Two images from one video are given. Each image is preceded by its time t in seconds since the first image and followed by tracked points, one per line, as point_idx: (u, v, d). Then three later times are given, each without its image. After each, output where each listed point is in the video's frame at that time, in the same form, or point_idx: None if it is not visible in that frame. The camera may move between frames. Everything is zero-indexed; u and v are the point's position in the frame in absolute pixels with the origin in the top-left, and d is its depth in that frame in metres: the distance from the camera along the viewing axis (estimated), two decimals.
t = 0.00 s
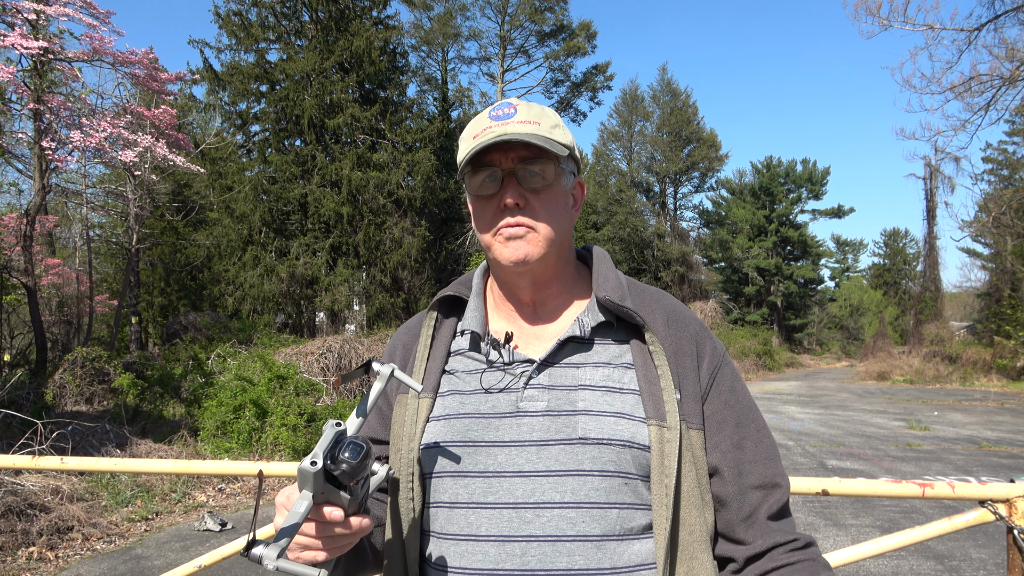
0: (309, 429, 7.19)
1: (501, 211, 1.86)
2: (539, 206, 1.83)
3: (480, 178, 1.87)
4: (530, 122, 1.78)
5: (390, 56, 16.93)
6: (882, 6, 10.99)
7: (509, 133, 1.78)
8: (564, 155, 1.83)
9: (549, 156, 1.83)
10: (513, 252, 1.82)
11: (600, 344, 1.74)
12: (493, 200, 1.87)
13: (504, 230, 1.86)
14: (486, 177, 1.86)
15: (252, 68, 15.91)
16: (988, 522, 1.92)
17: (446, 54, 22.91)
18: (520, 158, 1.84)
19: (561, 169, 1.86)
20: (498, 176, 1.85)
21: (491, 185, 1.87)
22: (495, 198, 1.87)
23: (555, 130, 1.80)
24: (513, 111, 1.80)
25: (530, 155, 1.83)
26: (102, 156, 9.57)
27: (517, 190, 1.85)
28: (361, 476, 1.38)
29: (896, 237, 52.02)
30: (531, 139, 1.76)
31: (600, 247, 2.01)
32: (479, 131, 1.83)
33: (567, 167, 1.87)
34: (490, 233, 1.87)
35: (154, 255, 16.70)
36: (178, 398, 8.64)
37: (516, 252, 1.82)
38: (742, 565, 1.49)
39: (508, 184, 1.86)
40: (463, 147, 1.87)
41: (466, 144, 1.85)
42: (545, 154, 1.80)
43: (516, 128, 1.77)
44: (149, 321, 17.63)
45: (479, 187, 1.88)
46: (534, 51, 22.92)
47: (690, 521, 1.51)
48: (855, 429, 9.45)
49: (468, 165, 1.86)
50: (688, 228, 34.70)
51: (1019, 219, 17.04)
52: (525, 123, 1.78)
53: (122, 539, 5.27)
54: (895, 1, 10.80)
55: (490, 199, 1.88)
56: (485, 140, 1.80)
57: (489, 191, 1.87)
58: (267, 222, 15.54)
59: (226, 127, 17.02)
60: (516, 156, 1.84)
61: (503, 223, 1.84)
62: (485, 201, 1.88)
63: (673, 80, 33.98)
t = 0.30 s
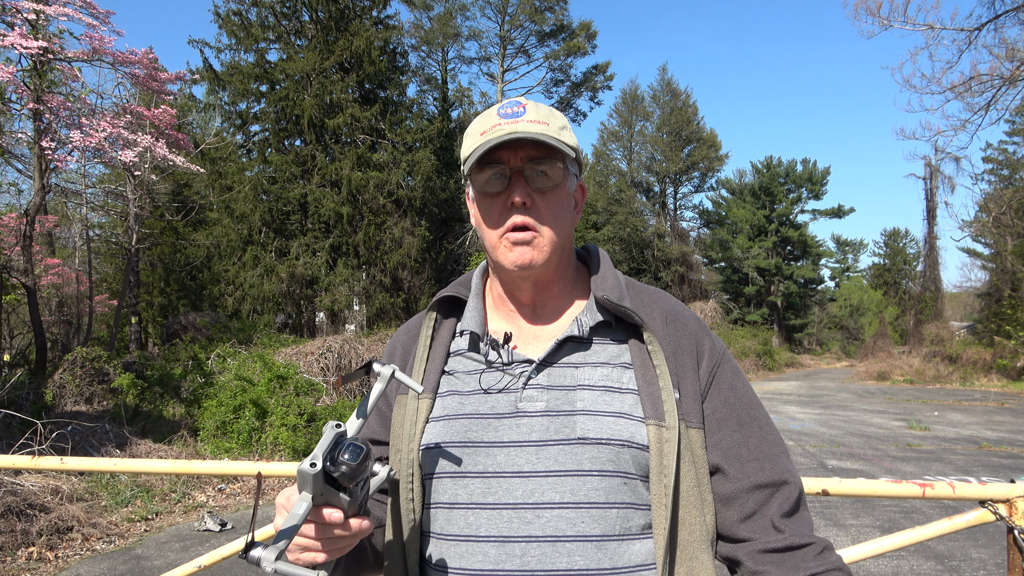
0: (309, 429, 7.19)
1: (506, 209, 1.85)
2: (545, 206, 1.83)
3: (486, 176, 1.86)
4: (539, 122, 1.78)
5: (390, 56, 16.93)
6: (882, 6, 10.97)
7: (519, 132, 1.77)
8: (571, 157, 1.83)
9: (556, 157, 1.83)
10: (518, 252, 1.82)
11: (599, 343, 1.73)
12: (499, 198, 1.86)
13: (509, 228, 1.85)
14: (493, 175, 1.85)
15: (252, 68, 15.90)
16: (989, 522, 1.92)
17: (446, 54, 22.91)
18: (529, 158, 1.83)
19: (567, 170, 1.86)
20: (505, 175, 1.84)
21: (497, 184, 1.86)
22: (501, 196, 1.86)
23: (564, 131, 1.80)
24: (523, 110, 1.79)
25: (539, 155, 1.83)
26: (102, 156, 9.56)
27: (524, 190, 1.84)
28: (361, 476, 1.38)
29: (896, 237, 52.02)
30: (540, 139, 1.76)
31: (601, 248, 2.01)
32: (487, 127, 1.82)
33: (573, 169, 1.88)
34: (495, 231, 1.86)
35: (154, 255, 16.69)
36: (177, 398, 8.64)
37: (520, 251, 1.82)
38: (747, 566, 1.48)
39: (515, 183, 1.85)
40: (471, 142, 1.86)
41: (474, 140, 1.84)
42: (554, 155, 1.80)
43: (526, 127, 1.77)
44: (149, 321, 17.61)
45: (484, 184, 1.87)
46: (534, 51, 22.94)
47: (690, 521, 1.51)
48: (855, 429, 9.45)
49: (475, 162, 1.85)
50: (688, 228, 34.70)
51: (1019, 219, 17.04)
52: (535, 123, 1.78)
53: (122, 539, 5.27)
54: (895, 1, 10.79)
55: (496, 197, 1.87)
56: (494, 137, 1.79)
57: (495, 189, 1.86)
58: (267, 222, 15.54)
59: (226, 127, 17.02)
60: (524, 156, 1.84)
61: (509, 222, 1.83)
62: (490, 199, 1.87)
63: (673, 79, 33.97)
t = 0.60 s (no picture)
0: (309, 429, 7.19)
1: (503, 211, 1.86)
2: (543, 208, 1.84)
3: (483, 178, 1.87)
4: (537, 124, 1.78)
5: (390, 56, 16.93)
6: (882, 6, 10.97)
7: (516, 134, 1.78)
8: (569, 159, 1.84)
9: (554, 159, 1.83)
10: (514, 254, 1.83)
11: (599, 344, 1.74)
12: (496, 200, 1.87)
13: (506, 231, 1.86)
14: (490, 177, 1.86)
15: (252, 68, 15.90)
16: (988, 521, 1.92)
17: (446, 54, 22.92)
18: (526, 159, 1.83)
19: (564, 172, 1.86)
20: (502, 177, 1.85)
21: (494, 185, 1.86)
22: (498, 198, 1.87)
23: (562, 132, 1.80)
24: (520, 112, 1.79)
25: (535, 157, 1.83)
26: (102, 156, 9.57)
27: (520, 192, 1.85)
28: (357, 482, 1.38)
29: (896, 237, 51.99)
30: (537, 141, 1.77)
31: (601, 249, 2.02)
32: (484, 129, 1.82)
33: (570, 171, 1.88)
34: (493, 233, 1.87)
35: (154, 255, 16.69)
36: (178, 398, 8.64)
37: (517, 253, 1.83)
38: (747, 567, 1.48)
39: (512, 185, 1.85)
40: (469, 143, 1.86)
41: (471, 142, 1.84)
42: (551, 157, 1.80)
43: (523, 129, 1.78)
44: (149, 321, 17.61)
45: (481, 186, 1.87)
46: (534, 51, 22.94)
47: (690, 522, 1.51)
48: (855, 429, 9.45)
49: (472, 163, 1.85)
50: (688, 228, 34.72)
51: (1019, 219, 17.04)
52: (532, 125, 1.78)
53: (123, 539, 5.28)
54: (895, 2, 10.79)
55: (493, 199, 1.87)
56: (491, 139, 1.79)
57: (491, 191, 1.86)
58: (267, 222, 15.55)
59: (226, 127, 17.02)
60: (521, 158, 1.84)
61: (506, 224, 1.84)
62: (487, 200, 1.88)
63: (673, 80, 33.97)
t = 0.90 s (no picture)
0: (309, 429, 7.18)
1: (500, 212, 1.86)
2: (540, 209, 1.83)
3: (480, 177, 1.86)
4: (535, 124, 1.77)
5: (390, 56, 16.93)
6: (882, 6, 10.97)
7: (514, 134, 1.77)
8: (567, 159, 1.83)
9: (551, 159, 1.82)
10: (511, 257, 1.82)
11: (597, 345, 1.73)
12: (493, 200, 1.87)
13: (503, 231, 1.86)
14: (487, 176, 1.85)
15: (252, 68, 15.89)
16: (988, 522, 1.92)
17: (446, 54, 22.92)
18: (524, 160, 1.83)
19: (563, 172, 1.86)
20: (499, 177, 1.84)
21: (492, 185, 1.86)
22: (495, 198, 1.87)
23: (560, 132, 1.80)
24: (519, 111, 1.79)
25: (533, 157, 1.82)
26: (102, 156, 9.57)
27: (517, 192, 1.84)
28: (360, 486, 1.38)
29: (896, 237, 51.91)
30: (535, 140, 1.76)
31: (600, 248, 2.01)
32: (482, 128, 1.82)
33: (570, 171, 1.87)
34: (490, 234, 1.87)
35: (154, 255, 16.69)
36: (178, 398, 8.63)
37: (514, 256, 1.82)
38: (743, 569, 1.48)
39: (509, 185, 1.85)
40: (467, 143, 1.86)
41: (469, 142, 1.84)
42: (549, 156, 1.80)
43: (521, 129, 1.77)
44: (149, 321, 17.60)
45: (479, 185, 1.87)
46: (534, 51, 22.95)
47: (688, 524, 1.51)
48: (854, 429, 9.45)
49: (469, 163, 1.85)
50: (688, 228, 34.74)
51: (1019, 220, 17.03)
52: (531, 124, 1.77)
53: (122, 539, 5.28)
54: (895, 2, 10.79)
55: (491, 199, 1.87)
56: (488, 139, 1.79)
57: (489, 191, 1.86)
58: (267, 222, 15.54)
59: (226, 127, 17.01)
60: (518, 158, 1.83)
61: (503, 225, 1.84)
62: (485, 200, 1.87)
63: (673, 80, 33.97)
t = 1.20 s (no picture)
0: (309, 429, 7.18)
1: (499, 210, 1.86)
2: (538, 207, 1.83)
3: (479, 175, 1.86)
4: (535, 123, 1.77)
5: (390, 56, 16.94)
6: (882, 6, 10.97)
7: (514, 133, 1.77)
8: (566, 158, 1.83)
9: (551, 159, 1.82)
10: (509, 256, 1.83)
11: (595, 343, 1.74)
12: (492, 198, 1.87)
13: (502, 229, 1.86)
14: (486, 175, 1.85)
15: (252, 68, 15.88)
16: (988, 522, 1.92)
17: (446, 54, 22.92)
18: (523, 159, 1.83)
19: (561, 171, 1.86)
20: (498, 175, 1.85)
21: (490, 183, 1.86)
22: (494, 197, 1.87)
23: (560, 132, 1.80)
24: (519, 110, 1.78)
25: (532, 156, 1.82)
26: (102, 156, 9.57)
27: (516, 191, 1.85)
28: (366, 497, 1.38)
29: (896, 237, 51.90)
30: (534, 139, 1.76)
31: (598, 247, 2.01)
32: (482, 127, 1.82)
33: (568, 170, 1.87)
34: (488, 232, 1.87)
35: (154, 255, 16.69)
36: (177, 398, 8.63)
37: (513, 254, 1.83)
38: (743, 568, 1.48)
39: (508, 184, 1.85)
40: (466, 141, 1.85)
41: (468, 140, 1.84)
42: (547, 156, 1.80)
43: (520, 128, 1.76)
44: (149, 322, 17.59)
45: (477, 183, 1.88)
46: (534, 51, 22.96)
47: (687, 523, 1.51)
48: (854, 429, 9.45)
49: (468, 161, 1.85)
50: (688, 228, 34.72)
51: (1018, 219, 17.03)
52: (530, 124, 1.77)
53: (123, 539, 5.28)
54: (895, 1, 10.79)
55: (489, 197, 1.87)
56: (488, 137, 1.78)
57: (488, 188, 1.86)
58: (267, 222, 15.54)
59: (226, 127, 17.01)
60: (518, 157, 1.83)
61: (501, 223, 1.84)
62: (484, 198, 1.88)
63: (673, 80, 33.97)
